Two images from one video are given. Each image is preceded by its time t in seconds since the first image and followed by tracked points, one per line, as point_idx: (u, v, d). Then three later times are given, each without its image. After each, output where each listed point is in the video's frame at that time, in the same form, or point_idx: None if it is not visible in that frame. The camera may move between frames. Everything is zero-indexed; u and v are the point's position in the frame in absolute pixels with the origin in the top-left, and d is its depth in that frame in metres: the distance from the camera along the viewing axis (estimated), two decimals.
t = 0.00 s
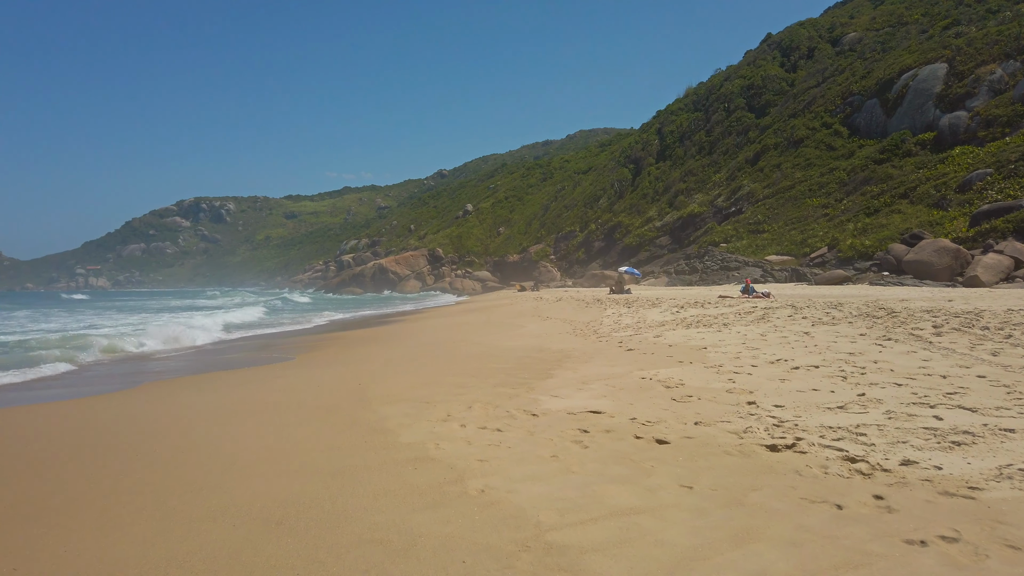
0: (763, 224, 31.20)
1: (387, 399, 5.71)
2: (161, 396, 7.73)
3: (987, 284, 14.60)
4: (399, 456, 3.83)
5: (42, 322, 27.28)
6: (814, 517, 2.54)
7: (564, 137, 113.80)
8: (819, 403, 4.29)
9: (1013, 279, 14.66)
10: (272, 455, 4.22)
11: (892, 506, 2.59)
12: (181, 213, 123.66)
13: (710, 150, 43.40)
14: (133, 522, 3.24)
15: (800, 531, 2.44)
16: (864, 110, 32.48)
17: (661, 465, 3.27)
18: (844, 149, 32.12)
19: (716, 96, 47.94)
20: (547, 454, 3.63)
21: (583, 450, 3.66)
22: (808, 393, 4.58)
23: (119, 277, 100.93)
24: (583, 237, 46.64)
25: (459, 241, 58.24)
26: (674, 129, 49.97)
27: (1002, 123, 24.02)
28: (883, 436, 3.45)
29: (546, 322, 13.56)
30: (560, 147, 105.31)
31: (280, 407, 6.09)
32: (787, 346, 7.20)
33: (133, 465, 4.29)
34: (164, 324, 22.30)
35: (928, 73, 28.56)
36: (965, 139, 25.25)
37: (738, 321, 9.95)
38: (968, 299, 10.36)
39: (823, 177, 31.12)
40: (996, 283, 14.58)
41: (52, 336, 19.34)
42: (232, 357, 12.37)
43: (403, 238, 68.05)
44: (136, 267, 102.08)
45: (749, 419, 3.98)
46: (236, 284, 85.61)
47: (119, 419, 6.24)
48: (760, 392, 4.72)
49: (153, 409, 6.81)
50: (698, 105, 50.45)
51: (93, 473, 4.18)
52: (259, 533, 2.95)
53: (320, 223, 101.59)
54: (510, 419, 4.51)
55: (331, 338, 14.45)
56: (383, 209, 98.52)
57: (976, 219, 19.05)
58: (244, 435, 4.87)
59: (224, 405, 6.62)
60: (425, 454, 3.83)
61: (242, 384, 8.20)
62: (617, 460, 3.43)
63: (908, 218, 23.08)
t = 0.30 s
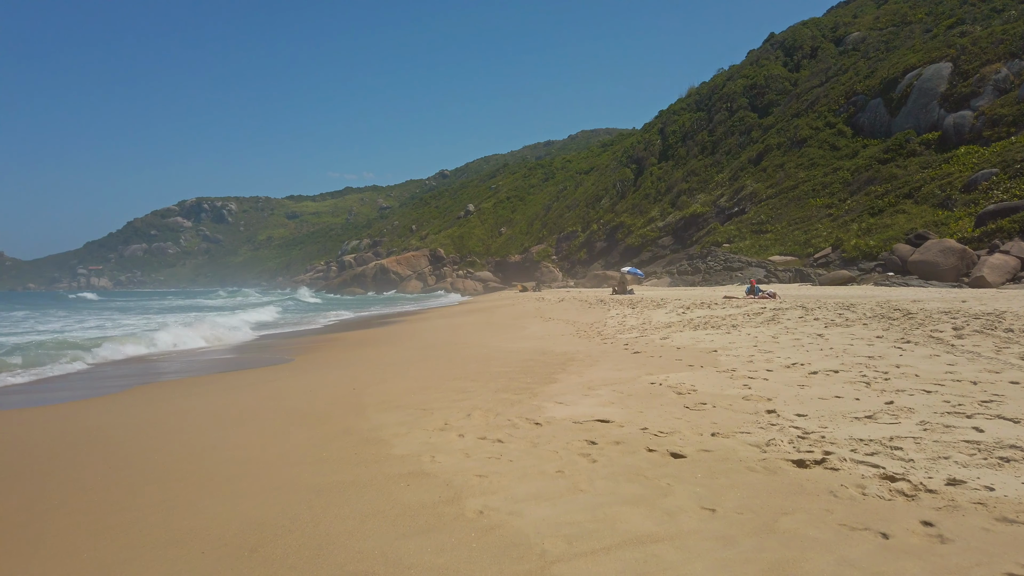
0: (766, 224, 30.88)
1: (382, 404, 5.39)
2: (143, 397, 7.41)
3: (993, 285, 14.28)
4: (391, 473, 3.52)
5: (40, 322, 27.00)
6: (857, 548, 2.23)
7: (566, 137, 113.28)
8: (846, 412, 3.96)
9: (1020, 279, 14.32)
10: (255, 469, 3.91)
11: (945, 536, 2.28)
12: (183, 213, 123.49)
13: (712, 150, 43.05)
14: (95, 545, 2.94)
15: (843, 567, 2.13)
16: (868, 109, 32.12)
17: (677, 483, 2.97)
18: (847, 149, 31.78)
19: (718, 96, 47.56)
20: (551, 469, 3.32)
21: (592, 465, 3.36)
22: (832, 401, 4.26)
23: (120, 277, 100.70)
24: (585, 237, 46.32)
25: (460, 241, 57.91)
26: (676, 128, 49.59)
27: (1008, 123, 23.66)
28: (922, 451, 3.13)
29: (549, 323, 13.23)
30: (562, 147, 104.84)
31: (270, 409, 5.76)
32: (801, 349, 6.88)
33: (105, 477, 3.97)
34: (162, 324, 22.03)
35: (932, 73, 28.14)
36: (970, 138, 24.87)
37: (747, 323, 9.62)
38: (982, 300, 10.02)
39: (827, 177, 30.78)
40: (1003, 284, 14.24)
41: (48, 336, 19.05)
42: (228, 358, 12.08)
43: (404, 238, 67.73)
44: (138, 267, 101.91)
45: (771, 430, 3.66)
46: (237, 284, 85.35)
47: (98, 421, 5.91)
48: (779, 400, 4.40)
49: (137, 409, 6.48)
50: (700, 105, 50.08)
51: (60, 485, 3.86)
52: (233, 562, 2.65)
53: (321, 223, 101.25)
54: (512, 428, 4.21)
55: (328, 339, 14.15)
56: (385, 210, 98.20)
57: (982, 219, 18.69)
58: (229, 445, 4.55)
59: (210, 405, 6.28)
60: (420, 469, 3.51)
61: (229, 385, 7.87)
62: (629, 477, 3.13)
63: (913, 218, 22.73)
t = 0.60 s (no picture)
0: (768, 223, 30.58)
1: (377, 414, 5.06)
2: (126, 402, 7.10)
3: (999, 285, 13.95)
4: (382, 496, 3.20)
5: (36, 323, 26.73)
6: None
7: (567, 138, 112.77)
8: (878, 426, 3.65)
9: None
10: (235, 491, 3.58)
11: None
12: (185, 214, 123.26)
13: (714, 150, 42.71)
14: None
15: None
16: (870, 109, 31.75)
17: (702, 511, 2.66)
18: (850, 148, 31.43)
19: (720, 95, 47.21)
20: (560, 492, 3.01)
21: (606, 486, 3.04)
22: (862, 415, 3.93)
23: (121, 278, 100.45)
24: (586, 237, 46.01)
25: (461, 241, 57.62)
26: (677, 128, 49.24)
27: (1012, 121, 23.26)
28: (972, 473, 2.81)
29: (550, 325, 12.90)
30: (562, 147, 104.48)
31: (259, 418, 5.43)
32: (817, 354, 6.55)
33: (72, 502, 3.64)
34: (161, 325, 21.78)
35: (935, 71, 27.76)
36: (973, 138, 24.48)
37: (757, 326, 9.29)
38: (997, 301, 9.67)
39: (829, 177, 30.45)
40: (1009, 284, 13.92)
41: (42, 337, 18.77)
42: (225, 359, 11.78)
43: (405, 239, 67.44)
44: (139, 268, 101.73)
45: (800, 448, 3.34)
46: (238, 284, 85.11)
47: (78, 429, 5.58)
48: (805, 412, 4.07)
49: (120, 417, 6.14)
50: (702, 104, 49.74)
51: (23, 511, 3.54)
52: None
53: (322, 223, 100.97)
54: (518, 442, 3.89)
55: (326, 341, 13.84)
56: (385, 210, 97.90)
57: (986, 219, 18.35)
58: (211, 462, 4.22)
59: (197, 414, 5.94)
60: (415, 492, 3.20)
61: (217, 390, 7.54)
62: (647, 502, 2.81)
63: (917, 218, 22.39)
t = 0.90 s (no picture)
0: (778, 223, 30.19)
1: (385, 423, 4.78)
2: (123, 407, 6.84)
3: (1016, 286, 13.55)
4: (393, 519, 2.93)
5: (43, 323, 26.61)
6: None
7: (574, 138, 112.22)
8: (935, 441, 3.34)
9: None
10: (232, 512, 3.31)
11: None
12: (193, 214, 123.43)
13: (722, 149, 42.28)
14: None
15: None
16: (881, 107, 31.28)
17: (752, 545, 2.37)
18: (860, 147, 30.98)
19: (729, 94, 46.74)
20: (590, 517, 2.73)
21: (638, 510, 2.77)
22: (912, 428, 3.62)
23: (129, 277, 100.62)
24: (593, 237, 45.66)
25: (468, 241, 57.33)
26: (685, 127, 48.80)
27: None
28: None
29: (560, 327, 12.59)
30: (569, 147, 104.00)
31: (260, 426, 5.16)
32: (847, 359, 6.24)
33: (59, 522, 3.38)
34: (167, 325, 21.58)
35: (947, 69, 27.25)
36: (985, 136, 23.97)
37: (777, 328, 8.97)
38: None
39: (840, 176, 30.02)
40: None
41: (47, 337, 18.60)
42: (228, 360, 11.56)
43: (412, 239, 67.20)
44: (147, 268, 101.88)
45: (851, 468, 3.04)
46: (245, 284, 85.08)
47: (71, 439, 5.32)
48: (848, 425, 3.77)
49: (116, 424, 5.87)
50: (710, 104, 49.28)
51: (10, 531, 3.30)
52: None
53: (329, 223, 100.80)
54: (539, 457, 3.62)
55: (331, 342, 13.59)
56: (392, 210, 97.70)
57: (1001, 218, 17.91)
58: (207, 477, 3.95)
59: (195, 422, 5.66)
60: (429, 515, 2.91)
61: (217, 394, 7.27)
62: (688, 532, 2.53)
63: (929, 218, 21.98)
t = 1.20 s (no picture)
0: (781, 223, 29.90)
1: (381, 433, 4.50)
2: (108, 412, 6.57)
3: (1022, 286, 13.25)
4: (388, 543, 2.66)
5: (42, 323, 26.44)
6: None
7: (576, 138, 111.76)
8: (980, 456, 3.05)
9: None
10: (212, 533, 3.02)
11: None
12: (195, 215, 123.26)
13: (725, 149, 41.96)
14: None
15: None
16: (884, 108, 30.95)
17: None
18: (864, 147, 30.66)
19: (731, 94, 46.41)
20: (604, 544, 2.45)
21: (657, 536, 2.49)
22: (952, 441, 3.33)
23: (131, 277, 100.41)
24: (595, 238, 45.37)
25: (470, 241, 57.07)
26: (688, 127, 48.47)
27: None
28: None
29: (563, 328, 12.32)
30: (572, 147, 103.57)
31: (249, 436, 4.87)
32: (867, 363, 5.94)
33: (35, 540, 3.14)
34: (166, 325, 21.34)
35: (951, 69, 26.88)
36: (990, 136, 23.61)
37: (790, 330, 8.66)
38: None
39: (843, 176, 29.70)
40: None
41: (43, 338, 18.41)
42: (223, 361, 11.30)
43: (414, 239, 66.91)
44: (149, 268, 101.70)
45: (893, 486, 2.76)
46: (247, 285, 84.86)
47: (49, 448, 5.01)
48: (881, 437, 3.49)
49: (98, 433, 5.58)
50: (712, 104, 48.96)
51: None
52: None
53: (331, 223, 100.49)
54: (547, 471, 3.34)
55: (329, 343, 13.32)
56: (394, 210, 97.55)
57: (1007, 218, 17.56)
58: (190, 493, 3.66)
59: (183, 431, 5.37)
60: (425, 539, 2.65)
61: (206, 399, 6.99)
62: (715, 563, 2.25)
63: (933, 218, 21.68)
